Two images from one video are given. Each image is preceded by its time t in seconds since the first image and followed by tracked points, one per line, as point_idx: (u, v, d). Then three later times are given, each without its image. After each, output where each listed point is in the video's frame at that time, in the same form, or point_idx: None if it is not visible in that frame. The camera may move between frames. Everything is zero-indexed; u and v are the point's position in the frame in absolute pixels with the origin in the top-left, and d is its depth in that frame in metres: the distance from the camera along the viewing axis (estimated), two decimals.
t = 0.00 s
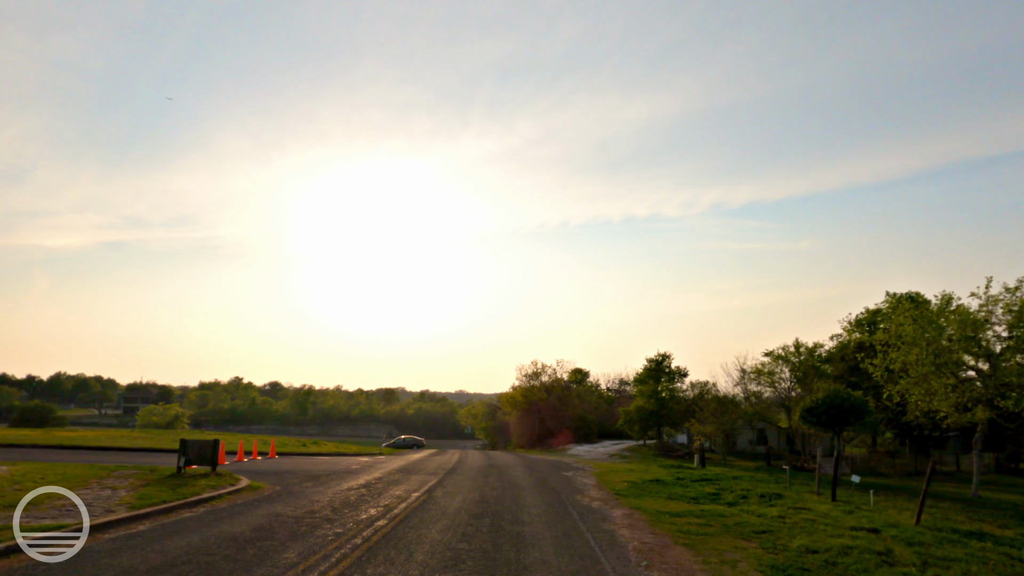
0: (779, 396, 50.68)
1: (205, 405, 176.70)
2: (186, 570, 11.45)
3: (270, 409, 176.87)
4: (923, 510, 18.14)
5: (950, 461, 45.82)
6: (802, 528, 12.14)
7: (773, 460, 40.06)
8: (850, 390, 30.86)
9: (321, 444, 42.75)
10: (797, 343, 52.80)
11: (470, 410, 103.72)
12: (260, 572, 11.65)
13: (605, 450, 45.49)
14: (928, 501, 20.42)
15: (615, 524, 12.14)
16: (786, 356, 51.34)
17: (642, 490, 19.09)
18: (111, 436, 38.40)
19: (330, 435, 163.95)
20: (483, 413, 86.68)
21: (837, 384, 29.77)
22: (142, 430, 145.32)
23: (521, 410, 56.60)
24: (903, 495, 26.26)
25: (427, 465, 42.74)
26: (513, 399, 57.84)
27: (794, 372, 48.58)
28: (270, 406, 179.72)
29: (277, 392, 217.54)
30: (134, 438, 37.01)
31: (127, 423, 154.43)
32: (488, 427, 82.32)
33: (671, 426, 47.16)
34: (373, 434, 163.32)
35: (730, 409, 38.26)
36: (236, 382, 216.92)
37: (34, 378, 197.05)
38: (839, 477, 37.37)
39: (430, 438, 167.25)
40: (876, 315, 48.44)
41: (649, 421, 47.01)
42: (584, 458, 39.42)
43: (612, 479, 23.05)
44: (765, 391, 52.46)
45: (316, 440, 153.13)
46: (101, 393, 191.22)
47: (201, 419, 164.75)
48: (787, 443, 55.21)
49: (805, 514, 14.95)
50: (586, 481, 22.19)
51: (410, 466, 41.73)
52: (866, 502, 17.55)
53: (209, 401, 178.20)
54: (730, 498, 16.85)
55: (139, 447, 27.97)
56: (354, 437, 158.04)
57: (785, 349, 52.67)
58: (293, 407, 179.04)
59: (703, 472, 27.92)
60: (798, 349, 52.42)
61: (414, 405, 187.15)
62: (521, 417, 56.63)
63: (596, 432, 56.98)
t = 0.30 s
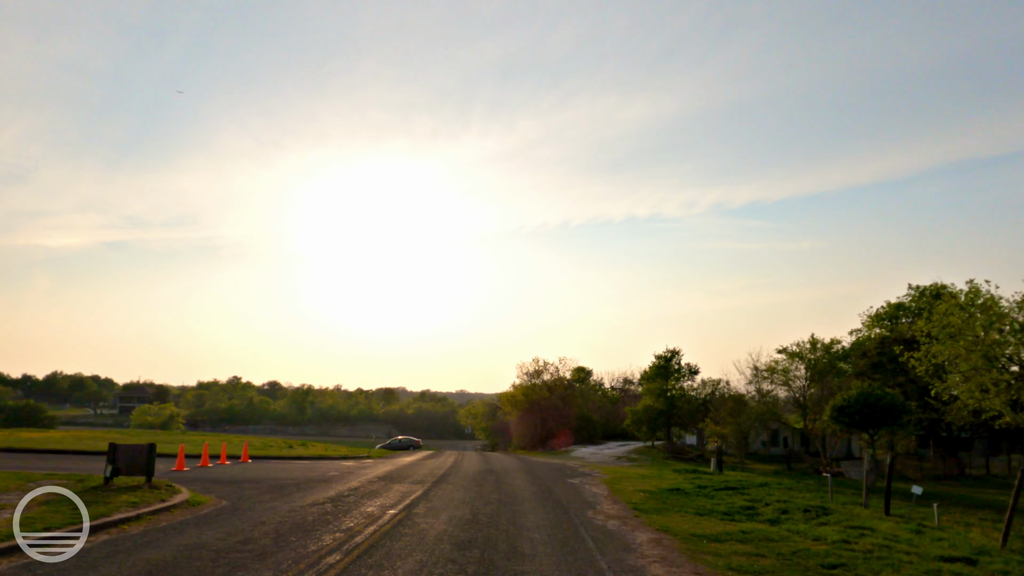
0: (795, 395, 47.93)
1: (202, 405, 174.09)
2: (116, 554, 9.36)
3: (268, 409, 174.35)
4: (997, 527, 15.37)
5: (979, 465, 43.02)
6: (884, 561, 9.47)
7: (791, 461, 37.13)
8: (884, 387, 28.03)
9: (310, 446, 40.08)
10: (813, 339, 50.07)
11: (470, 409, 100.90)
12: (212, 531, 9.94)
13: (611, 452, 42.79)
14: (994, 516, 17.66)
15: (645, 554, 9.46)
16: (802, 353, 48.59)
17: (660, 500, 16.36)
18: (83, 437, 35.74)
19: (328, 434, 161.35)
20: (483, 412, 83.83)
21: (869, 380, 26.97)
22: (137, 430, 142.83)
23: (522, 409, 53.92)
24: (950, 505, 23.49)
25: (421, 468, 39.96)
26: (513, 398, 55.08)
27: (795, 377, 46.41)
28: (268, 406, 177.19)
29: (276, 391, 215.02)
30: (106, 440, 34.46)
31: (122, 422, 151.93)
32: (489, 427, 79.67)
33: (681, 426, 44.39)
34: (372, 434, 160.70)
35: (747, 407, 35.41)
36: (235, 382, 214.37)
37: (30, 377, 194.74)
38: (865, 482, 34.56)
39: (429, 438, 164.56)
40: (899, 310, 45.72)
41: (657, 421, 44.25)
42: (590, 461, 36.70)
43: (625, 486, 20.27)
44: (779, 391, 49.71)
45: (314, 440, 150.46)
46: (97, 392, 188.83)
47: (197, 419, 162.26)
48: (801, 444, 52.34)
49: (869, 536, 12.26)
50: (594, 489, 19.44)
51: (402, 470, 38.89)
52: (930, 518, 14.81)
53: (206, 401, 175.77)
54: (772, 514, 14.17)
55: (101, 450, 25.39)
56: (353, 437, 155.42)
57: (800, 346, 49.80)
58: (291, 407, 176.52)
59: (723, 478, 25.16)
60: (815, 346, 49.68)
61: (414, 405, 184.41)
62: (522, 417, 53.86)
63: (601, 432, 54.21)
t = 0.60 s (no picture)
0: (815, 392, 45.16)
1: (201, 402, 171.83)
2: None
3: (268, 406, 172.13)
4: None
5: (1014, 466, 40.27)
6: None
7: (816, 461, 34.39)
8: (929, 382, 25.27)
9: (301, 445, 37.63)
10: (834, 332, 47.32)
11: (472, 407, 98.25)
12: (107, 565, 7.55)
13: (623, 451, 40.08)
14: None
15: None
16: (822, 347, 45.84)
17: (690, 514, 13.62)
18: (53, 436, 33.26)
19: (329, 432, 158.99)
20: (485, 409, 81.13)
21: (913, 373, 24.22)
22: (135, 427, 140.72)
23: (525, 406, 51.28)
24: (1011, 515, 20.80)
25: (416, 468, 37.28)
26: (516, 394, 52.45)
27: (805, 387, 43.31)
28: (268, 403, 174.93)
29: (277, 388, 212.86)
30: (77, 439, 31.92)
31: (119, 419, 149.82)
32: (491, 425, 77.02)
33: (694, 424, 41.68)
34: (373, 432, 158.32)
35: (769, 404, 32.61)
36: (235, 378, 212.05)
37: (28, 374, 192.66)
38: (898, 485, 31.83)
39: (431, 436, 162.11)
40: (927, 302, 42.94)
41: (671, 419, 41.53)
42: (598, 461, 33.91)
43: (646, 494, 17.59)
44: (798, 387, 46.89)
45: (314, 437, 148.07)
46: (96, 388, 186.64)
47: (196, 416, 160.04)
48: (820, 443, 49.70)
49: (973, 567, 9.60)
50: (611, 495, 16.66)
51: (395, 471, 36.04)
52: None
53: (205, 398, 173.59)
54: (836, 534, 11.53)
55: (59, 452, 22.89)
56: (353, 435, 153.02)
57: (820, 339, 47.14)
58: (291, 404, 174.27)
59: (751, 482, 22.47)
60: (836, 340, 46.93)
61: (416, 402, 181.99)
62: (525, 414, 51.20)
63: (609, 430, 51.52)
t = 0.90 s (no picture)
0: (836, 389, 42.55)
1: (200, 400, 169.63)
2: None
3: (269, 404, 169.91)
4: None
5: None
6: None
7: (844, 463, 31.64)
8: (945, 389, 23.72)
9: (289, 447, 35.10)
10: (857, 325, 44.68)
11: (474, 406, 95.48)
12: None
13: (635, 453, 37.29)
14: None
15: None
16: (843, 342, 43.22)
17: (736, 537, 10.89)
18: (19, 437, 30.79)
19: (330, 430, 156.59)
20: (488, 408, 78.45)
21: (968, 366, 21.49)
22: (133, 426, 138.68)
23: (529, 404, 48.67)
24: None
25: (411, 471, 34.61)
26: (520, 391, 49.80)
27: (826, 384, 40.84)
28: (269, 401, 172.67)
29: (278, 387, 210.62)
30: (42, 440, 29.44)
31: (117, 418, 147.70)
32: (493, 424, 74.39)
33: (710, 424, 38.92)
34: (375, 430, 155.77)
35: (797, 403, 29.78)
36: (236, 376, 209.82)
37: (27, 372, 190.85)
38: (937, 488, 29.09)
39: (433, 435, 159.53)
40: (960, 293, 40.16)
41: (686, 417, 38.83)
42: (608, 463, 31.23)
43: (670, 504, 14.97)
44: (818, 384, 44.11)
45: (314, 436, 145.67)
46: (95, 386, 184.70)
47: (196, 414, 157.87)
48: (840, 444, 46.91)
49: None
50: (631, 508, 13.97)
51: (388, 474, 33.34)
52: None
53: (205, 396, 171.56)
54: (937, 569, 8.84)
55: (7, 455, 20.44)
56: (354, 433, 150.62)
57: (842, 334, 44.51)
58: (292, 403, 171.95)
59: (786, 489, 19.82)
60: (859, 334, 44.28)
61: (419, 400, 179.49)
62: (529, 413, 48.50)
63: (618, 429, 48.85)
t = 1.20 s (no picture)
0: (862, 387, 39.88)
1: (201, 400, 167.60)
2: None
3: (270, 404, 167.83)
4: None
5: None
6: None
7: (878, 467, 28.94)
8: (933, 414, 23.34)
9: (274, 449, 32.56)
10: (883, 318, 41.96)
11: (478, 405, 92.86)
12: None
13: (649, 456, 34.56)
14: None
15: None
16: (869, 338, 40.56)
17: None
18: None
19: (332, 430, 154.34)
20: (492, 407, 75.79)
21: None
22: (132, 425, 136.70)
23: (533, 403, 46.06)
24: None
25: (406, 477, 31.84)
26: (524, 390, 47.08)
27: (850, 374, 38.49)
28: (270, 400, 170.55)
29: (280, 386, 208.46)
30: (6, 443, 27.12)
31: (117, 417, 145.82)
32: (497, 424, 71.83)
33: (728, 424, 36.26)
34: (377, 430, 153.42)
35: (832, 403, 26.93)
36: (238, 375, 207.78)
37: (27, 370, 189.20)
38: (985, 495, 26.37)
39: (437, 434, 157.05)
40: (998, 283, 37.37)
41: (702, 417, 36.12)
42: (619, 467, 28.55)
43: (705, 523, 12.42)
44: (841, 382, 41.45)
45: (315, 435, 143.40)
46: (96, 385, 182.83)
47: (196, 413, 155.89)
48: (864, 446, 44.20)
49: None
50: (660, 530, 11.32)
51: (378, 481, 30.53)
52: None
53: (206, 395, 169.65)
54: None
55: None
56: (356, 433, 148.31)
57: (867, 329, 41.78)
58: (293, 402, 169.82)
59: (833, 501, 17.12)
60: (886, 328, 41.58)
61: (422, 399, 177.06)
62: (534, 413, 45.74)
63: (627, 430, 46.13)
